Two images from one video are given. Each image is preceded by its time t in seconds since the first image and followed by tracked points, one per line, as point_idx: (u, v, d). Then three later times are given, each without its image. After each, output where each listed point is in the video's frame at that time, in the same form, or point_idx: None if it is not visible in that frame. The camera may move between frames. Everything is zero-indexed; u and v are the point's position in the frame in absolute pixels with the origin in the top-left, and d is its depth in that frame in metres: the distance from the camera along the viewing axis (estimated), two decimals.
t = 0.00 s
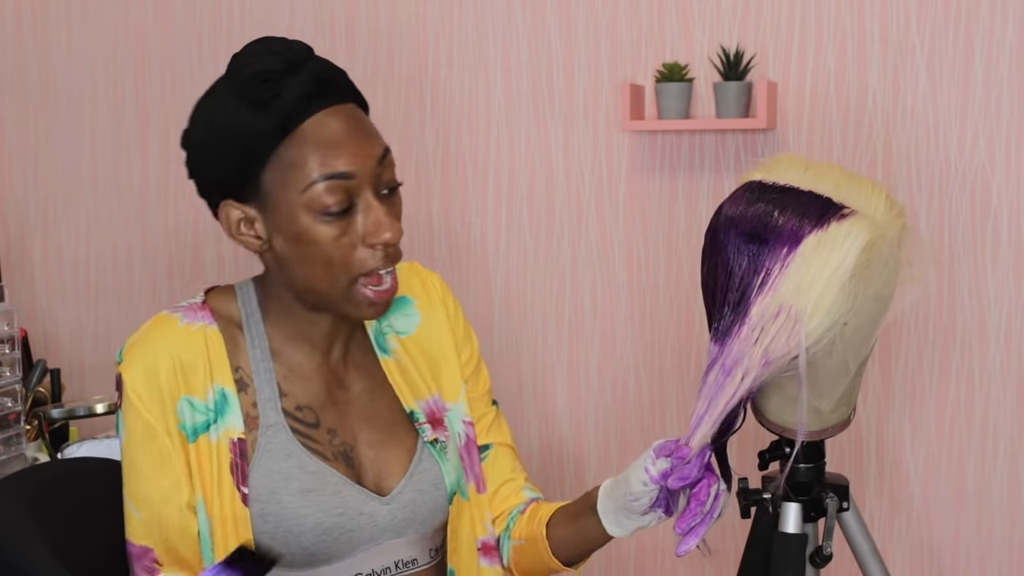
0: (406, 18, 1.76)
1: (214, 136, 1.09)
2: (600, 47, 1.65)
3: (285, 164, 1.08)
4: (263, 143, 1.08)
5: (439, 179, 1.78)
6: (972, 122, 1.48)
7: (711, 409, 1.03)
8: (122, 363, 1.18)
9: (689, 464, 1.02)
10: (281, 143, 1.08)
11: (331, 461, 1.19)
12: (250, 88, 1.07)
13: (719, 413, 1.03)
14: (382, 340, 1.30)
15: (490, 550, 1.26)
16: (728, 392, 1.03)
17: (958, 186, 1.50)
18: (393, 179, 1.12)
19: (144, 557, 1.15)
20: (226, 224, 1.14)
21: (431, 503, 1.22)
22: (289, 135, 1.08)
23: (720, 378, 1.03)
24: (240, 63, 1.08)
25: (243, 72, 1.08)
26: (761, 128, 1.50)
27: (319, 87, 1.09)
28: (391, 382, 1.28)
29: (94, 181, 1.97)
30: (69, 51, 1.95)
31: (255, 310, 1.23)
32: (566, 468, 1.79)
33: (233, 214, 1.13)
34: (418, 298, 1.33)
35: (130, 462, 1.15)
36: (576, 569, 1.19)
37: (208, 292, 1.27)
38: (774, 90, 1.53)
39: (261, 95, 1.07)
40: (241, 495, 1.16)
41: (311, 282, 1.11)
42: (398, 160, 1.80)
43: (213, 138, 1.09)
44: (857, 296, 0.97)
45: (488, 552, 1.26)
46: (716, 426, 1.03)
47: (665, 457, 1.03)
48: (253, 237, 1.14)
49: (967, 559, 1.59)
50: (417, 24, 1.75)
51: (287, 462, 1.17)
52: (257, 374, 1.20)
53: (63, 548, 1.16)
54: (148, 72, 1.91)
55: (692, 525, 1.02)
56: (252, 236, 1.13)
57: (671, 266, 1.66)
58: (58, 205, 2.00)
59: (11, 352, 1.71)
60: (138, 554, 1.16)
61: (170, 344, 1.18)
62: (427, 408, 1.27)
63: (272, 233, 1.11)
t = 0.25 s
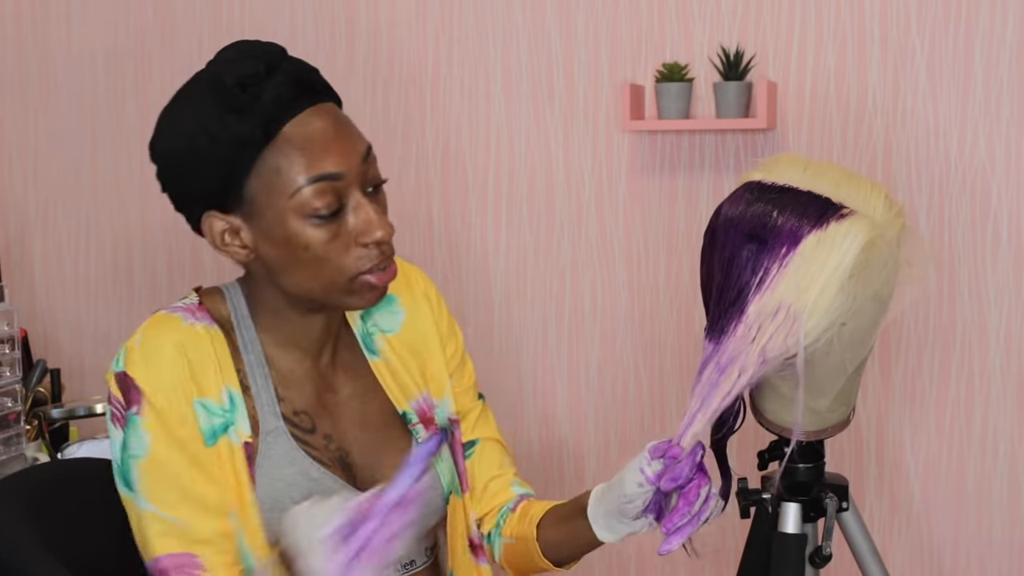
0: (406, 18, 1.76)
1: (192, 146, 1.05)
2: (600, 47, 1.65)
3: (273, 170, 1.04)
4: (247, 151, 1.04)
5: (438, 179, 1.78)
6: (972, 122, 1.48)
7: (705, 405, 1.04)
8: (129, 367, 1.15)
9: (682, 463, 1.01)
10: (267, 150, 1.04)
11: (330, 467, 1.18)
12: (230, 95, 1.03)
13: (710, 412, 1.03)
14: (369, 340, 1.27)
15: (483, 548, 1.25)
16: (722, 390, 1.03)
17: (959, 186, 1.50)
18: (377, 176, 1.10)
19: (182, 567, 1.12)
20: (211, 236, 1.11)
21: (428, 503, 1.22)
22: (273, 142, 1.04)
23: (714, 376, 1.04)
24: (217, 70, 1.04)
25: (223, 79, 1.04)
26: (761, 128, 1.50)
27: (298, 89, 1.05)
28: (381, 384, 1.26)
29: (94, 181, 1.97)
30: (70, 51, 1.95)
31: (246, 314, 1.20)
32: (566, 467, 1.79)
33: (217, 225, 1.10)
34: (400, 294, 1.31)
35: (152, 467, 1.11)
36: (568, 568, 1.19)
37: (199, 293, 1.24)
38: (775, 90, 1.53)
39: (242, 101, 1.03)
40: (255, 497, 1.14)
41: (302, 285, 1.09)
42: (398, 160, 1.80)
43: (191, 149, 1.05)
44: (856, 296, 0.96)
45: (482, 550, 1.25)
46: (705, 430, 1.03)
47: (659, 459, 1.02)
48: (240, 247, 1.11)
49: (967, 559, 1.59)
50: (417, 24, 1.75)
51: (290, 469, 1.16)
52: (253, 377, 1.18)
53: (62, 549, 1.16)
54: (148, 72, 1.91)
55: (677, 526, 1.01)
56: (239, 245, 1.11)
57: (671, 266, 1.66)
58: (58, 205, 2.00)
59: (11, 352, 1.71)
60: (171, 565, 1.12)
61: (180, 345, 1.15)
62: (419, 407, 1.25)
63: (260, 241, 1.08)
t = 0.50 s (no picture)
0: (406, 18, 1.76)
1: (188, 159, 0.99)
2: (600, 47, 1.65)
3: (279, 174, 0.99)
4: (250, 159, 0.99)
5: (439, 179, 1.78)
6: (972, 122, 1.48)
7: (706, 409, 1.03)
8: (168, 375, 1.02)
9: (684, 466, 1.00)
10: (271, 155, 0.99)
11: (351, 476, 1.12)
12: (229, 103, 0.98)
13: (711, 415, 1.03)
14: (371, 341, 1.24)
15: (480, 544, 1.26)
16: (723, 392, 1.02)
17: (958, 186, 1.50)
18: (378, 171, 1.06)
19: (302, 553, 0.97)
20: (215, 249, 1.05)
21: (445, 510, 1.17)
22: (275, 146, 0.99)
23: (717, 378, 1.03)
24: (210, 77, 0.99)
25: (220, 85, 0.98)
26: (760, 128, 1.50)
27: (296, 89, 1.01)
28: (386, 384, 1.22)
29: (94, 181, 1.97)
30: (69, 51, 1.95)
31: (252, 323, 1.12)
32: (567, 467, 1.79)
33: (221, 238, 1.04)
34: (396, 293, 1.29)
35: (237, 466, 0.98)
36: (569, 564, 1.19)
37: (201, 300, 1.15)
38: (774, 90, 1.53)
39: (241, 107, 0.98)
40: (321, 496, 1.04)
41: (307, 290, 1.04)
42: (398, 160, 1.80)
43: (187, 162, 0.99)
44: (857, 296, 0.96)
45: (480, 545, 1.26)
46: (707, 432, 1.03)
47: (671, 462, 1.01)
48: (247, 258, 1.05)
49: (967, 559, 1.59)
50: (418, 24, 1.75)
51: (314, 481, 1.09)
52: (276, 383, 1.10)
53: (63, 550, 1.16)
54: (148, 72, 1.91)
55: (673, 526, 1.01)
56: (246, 257, 1.05)
57: (671, 266, 1.66)
58: (58, 205, 2.00)
59: (10, 352, 1.71)
60: (280, 560, 0.96)
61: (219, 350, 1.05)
62: (422, 406, 1.23)
63: (269, 251, 1.03)
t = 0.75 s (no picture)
0: (407, 19, 1.76)
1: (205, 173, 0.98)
2: (600, 47, 1.65)
3: (300, 184, 0.99)
4: (268, 169, 0.99)
5: (438, 179, 1.78)
6: (972, 122, 1.48)
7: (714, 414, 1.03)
8: (206, 381, 1.01)
9: (697, 474, 1.02)
10: (290, 164, 0.99)
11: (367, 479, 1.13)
12: (244, 115, 0.97)
13: (720, 421, 1.03)
14: (385, 343, 1.23)
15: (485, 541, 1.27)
16: (729, 397, 1.02)
17: (958, 186, 1.50)
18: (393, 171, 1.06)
19: (379, 525, 0.96)
20: (236, 266, 1.05)
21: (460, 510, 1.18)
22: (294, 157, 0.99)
23: (723, 383, 1.03)
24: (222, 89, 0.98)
25: (233, 97, 0.97)
26: (760, 128, 1.50)
27: (307, 93, 1.00)
28: (400, 386, 1.22)
29: (95, 181, 1.97)
30: (69, 50, 1.95)
31: (272, 332, 1.11)
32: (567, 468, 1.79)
33: (242, 252, 1.04)
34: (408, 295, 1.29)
35: (299, 451, 0.98)
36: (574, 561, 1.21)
37: (217, 308, 1.14)
38: (774, 91, 1.53)
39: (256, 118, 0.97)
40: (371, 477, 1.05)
41: (328, 296, 1.04)
42: (398, 160, 1.80)
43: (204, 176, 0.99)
44: (857, 296, 0.96)
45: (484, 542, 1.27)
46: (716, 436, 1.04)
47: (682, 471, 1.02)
48: (270, 271, 1.05)
49: (967, 559, 1.59)
50: (418, 25, 1.75)
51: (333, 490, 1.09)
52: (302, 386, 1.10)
53: (61, 547, 1.16)
54: (149, 72, 1.91)
55: (690, 534, 1.03)
56: (269, 270, 1.05)
57: (671, 267, 1.66)
58: (58, 205, 2.00)
59: (11, 352, 1.70)
60: (358, 539, 0.95)
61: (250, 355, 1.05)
62: (436, 407, 1.23)
63: (292, 262, 1.03)
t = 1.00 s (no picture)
0: (407, 18, 1.76)
1: (222, 182, 0.98)
2: (600, 47, 1.65)
3: (317, 191, 0.99)
4: (285, 177, 0.99)
5: (438, 179, 1.78)
6: (971, 121, 1.48)
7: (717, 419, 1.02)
8: (217, 388, 1.01)
9: (705, 477, 1.04)
10: (306, 172, 0.99)
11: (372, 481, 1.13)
12: (260, 123, 0.97)
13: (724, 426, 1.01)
14: (396, 347, 1.23)
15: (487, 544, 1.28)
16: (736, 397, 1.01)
17: (958, 186, 1.50)
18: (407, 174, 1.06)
19: (395, 528, 0.96)
20: (253, 275, 1.05)
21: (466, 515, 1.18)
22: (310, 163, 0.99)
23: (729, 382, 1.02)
24: (236, 97, 0.98)
25: (248, 105, 0.97)
26: (760, 128, 1.50)
27: (320, 98, 1.00)
28: (411, 390, 1.21)
29: (95, 181, 1.97)
30: (69, 50, 1.95)
31: (284, 338, 1.11)
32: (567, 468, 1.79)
33: (258, 262, 1.04)
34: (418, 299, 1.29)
35: (314, 455, 0.98)
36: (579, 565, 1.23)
37: (225, 312, 1.14)
38: (774, 91, 1.53)
39: (273, 126, 0.97)
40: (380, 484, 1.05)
41: (343, 302, 1.04)
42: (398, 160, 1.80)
43: (221, 185, 0.98)
44: (857, 296, 0.97)
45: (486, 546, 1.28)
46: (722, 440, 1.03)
47: (689, 473, 1.04)
48: (287, 279, 1.05)
49: (966, 559, 1.59)
50: (418, 25, 1.75)
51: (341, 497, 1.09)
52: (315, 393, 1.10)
53: (58, 548, 1.16)
54: (149, 72, 1.91)
55: (698, 538, 1.04)
56: (285, 278, 1.05)
57: (671, 266, 1.66)
58: (58, 206, 2.00)
59: (10, 352, 1.70)
60: (374, 543, 0.96)
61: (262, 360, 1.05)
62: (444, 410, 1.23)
63: (309, 269, 1.03)
